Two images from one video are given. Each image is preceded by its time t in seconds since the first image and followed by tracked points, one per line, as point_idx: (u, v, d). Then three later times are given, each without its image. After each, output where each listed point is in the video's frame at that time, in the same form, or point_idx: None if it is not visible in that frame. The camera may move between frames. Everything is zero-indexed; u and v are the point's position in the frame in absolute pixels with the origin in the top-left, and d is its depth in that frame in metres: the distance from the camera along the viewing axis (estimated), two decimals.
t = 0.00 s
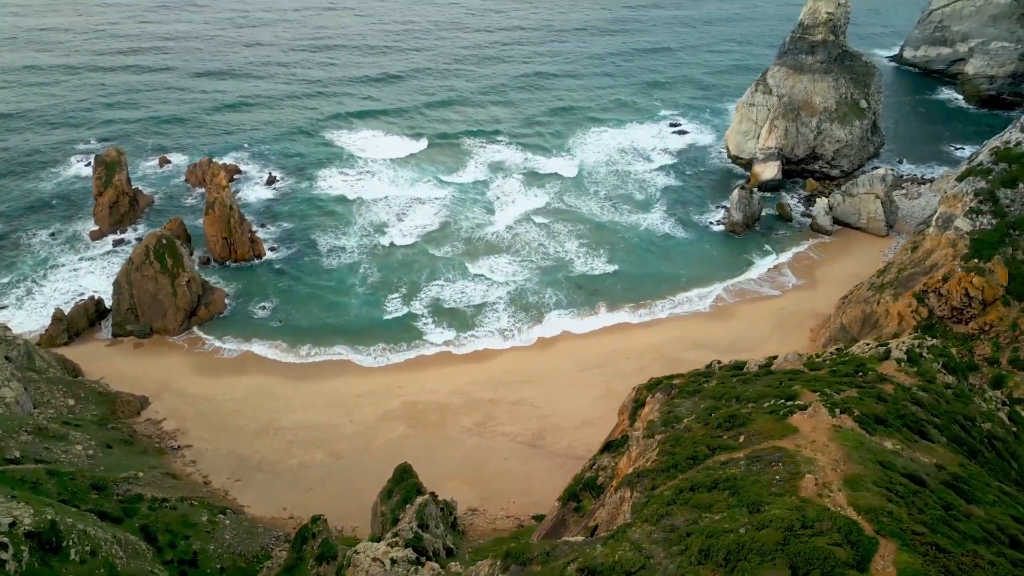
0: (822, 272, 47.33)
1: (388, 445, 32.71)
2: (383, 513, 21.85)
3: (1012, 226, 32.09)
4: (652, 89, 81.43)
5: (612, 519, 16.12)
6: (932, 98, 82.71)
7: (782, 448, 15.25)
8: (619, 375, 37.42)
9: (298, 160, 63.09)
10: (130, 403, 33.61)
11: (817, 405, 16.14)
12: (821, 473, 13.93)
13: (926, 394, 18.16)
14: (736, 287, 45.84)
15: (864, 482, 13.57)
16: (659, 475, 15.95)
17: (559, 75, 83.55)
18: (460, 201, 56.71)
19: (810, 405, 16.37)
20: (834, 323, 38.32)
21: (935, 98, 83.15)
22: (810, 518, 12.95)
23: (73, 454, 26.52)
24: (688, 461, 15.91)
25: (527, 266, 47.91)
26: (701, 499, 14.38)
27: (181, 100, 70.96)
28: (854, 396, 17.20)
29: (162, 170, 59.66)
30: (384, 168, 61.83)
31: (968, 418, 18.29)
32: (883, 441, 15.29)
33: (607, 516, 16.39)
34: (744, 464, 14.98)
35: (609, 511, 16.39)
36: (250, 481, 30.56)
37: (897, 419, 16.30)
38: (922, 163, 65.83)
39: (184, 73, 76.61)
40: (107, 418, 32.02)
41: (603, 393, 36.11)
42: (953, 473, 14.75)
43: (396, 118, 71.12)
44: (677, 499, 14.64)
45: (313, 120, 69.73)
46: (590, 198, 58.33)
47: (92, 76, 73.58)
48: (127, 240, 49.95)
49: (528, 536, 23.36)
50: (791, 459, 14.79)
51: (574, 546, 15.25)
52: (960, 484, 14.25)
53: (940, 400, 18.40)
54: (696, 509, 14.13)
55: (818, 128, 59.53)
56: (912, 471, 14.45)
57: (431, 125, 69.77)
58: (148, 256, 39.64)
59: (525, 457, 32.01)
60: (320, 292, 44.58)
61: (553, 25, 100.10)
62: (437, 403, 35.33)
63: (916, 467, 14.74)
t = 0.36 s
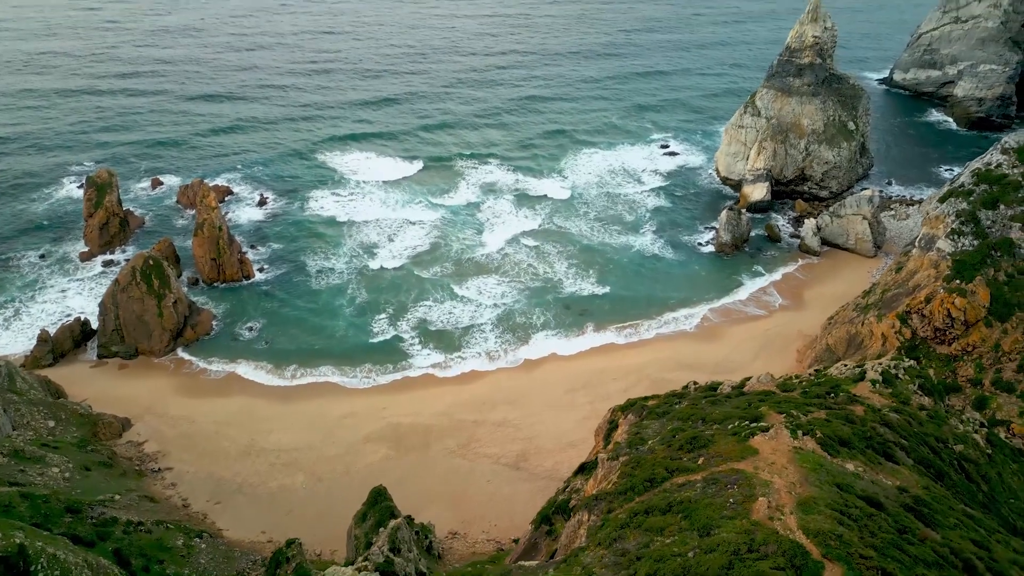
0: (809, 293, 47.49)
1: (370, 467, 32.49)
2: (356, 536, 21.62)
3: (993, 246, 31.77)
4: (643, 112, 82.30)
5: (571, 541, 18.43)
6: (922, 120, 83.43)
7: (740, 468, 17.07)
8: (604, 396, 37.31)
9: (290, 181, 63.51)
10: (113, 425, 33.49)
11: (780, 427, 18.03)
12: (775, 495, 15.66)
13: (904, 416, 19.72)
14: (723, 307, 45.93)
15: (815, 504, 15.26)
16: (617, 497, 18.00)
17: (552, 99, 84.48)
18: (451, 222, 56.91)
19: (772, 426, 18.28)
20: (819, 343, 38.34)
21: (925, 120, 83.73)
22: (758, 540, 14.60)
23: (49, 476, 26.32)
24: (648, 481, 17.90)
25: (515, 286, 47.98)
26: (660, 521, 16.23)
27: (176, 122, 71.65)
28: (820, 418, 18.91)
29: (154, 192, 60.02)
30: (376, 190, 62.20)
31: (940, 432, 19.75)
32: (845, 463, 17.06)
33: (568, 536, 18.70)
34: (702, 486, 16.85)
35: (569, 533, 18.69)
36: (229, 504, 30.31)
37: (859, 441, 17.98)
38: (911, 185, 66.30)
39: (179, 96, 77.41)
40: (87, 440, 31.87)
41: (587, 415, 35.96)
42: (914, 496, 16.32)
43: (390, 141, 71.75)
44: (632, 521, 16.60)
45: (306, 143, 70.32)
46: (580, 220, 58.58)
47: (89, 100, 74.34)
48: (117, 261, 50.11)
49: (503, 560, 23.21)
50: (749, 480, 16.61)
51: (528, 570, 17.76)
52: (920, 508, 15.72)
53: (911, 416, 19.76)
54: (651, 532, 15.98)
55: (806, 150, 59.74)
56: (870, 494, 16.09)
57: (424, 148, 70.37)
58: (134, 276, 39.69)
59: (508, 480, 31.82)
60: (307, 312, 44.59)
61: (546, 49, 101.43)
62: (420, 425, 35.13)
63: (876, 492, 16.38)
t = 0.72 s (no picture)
0: (797, 314, 47.63)
1: (352, 490, 32.29)
2: (329, 561, 21.31)
3: (975, 267, 31.53)
4: (635, 135, 83.12)
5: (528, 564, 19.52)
6: (912, 142, 84.07)
7: (699, 491, 17.54)
8: (590, 418, 37.22)
9: (283, 203, 63.91)
10: (94, 448, 33.23)
11: (741, 450, 18.68)
12: (729, 519, 16.09)
13: (875, 439, 20.11)
14: (711, 327, 45.99)
15: (767, 527, 15.66)
16: (573, 521, 18.68)
17: (545, 122, 85.37)
18: (442, 243, 57.11)
19: (734, 449, 18.91)
20: (806, 364, 38.24)
21: (915, 142, 84.22)
22: (705, 565, 14.93)
23: (24, 499, 26.03)
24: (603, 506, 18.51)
25: (503, 307, 47.99)
26: (612, 545, 16.66)
27: (171, 145, 72.27)
28: (787, 441, 19.57)
29: (146, 213, 60.34)
30: (368, 211, 62.56)
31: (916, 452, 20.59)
32: (807, 485, 17.61)
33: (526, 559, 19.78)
34: (658, 508, 17.35)
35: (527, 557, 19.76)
36: (208, 527, 29.97)
37: (824, 463, 18.52)
38: (900, 206, 66.63)
39: (175, 118, 78.25)
40: (66, 462, 31.62)
41: (572, 437, 35.78)
42: (875, 519, 16.64)
43: (382, 163, 72.27)
44: (584, 545, 17.06)
45: (300, 165, 70.90)
46: (570, 240, 58.81)
47: (85, 123, 75.10)
48: (106, 282, 50.19)
49: None
50: (705, 501, 17.04)
51: None
52: (879, 532, 16.04)
53: (886, 437, 20.53)
54: (600, 557, 16.38)
55: (795, 171, 60.03)
56: (826, 517, 16.43)
57: (416, 170, 70.97)
58: (120, 297, 39.71)
59: (490, 503, 31.58)
60: (294, 333, 44.52)
61: (541, 73, 102.63)
62: (403, 447, 34.92)
63: (834, 515, 16.72)
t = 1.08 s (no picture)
0: (784, 326, 47.83)
1: (334, 502, 32.27)
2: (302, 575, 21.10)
3: (957, 279, 31.37)
4: (627, 149, 83.55)
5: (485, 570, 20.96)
6: (903, 154, 84.50)
7: (654, 504, 17.78)
8: (574, 430, 37.38)
9: (274, 215, 64.10)
10: (75, 460, 33.06)
11: (702, 459, 19.54)
12: (680, 533, 16.30)
13: (846, 453, 20.99)
14: (698, 339, 46.33)
15: (718, 540, 15.96)
16: (528, 535, 19.45)
17: (538, 135, 85.90)
18: (432, 255, 57.25)
19: (696, 460, 19.61)
20: (792, 376, 38.24)
21: (906, 154, 84.55)
22: None
23: None
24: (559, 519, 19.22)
25: (491, 319, 47.98)
26: (563, 559, 16.94)
27: (164, 159, 72.60)
28: (752, 453, 20.20)
29: (137, 226, 60.46)
30: (359, 224, 62.78)
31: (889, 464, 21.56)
32: (767, 498, 18.11)
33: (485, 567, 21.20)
34: (614, 520, 17.70)
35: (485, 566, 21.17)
36: (188, 541, 29.77)
37: (787, 476, 19.08)
38: (890, 218, 66.85)
39: (169, 132, 78.67)
40: (46, 475, 31.42)
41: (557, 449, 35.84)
42: (834, 532, 17.07)
43: (375, 176, 72.59)
44: (536, 558, 17.51)
45: (292, 178, 71.25)
46: (560, 253, 58.96)
47: (78, 137, 75.42)
48: (94, 295, 50.14)
49: None
50: (658, 515, 17.21)
51: None
52: (835, 546, 16.40)
53: (863, 450, 21.61)
54: (551, 570, 16.71)
55: (784, 184, 60.45)
56: (782, 530, 16.74)
57: (409, 183, 71.36)
58: (106, 309, 39.67)
59: (472, 515, 31.54)
60: (281, 345, 44.48)
61: (535, 87, 103.35)
62: (387, 459, 34.95)
63: (790, 529, 17.00)
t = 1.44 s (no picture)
0: (772, 326, 48.31)
1: (317, 503, 32.35)
2: None
3: (939, 279, 31.33)
4: (620, 150, 83.61)
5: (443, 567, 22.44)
6: (895, 155, 84.54)
7: (611, 505, 18.52)
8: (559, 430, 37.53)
9: (265, 216, 64.11)
10: (58, 461, 33.01)
11: (661, 461, 20.35)
12: (631, 535, 16.94)
13: (820, 454, 22.00)
14: (685, 339, 46.91)
15: (667, 542, 16.52)
16: (484, 537, 20.37)
17: (531, 137, 85.98)
18: (421, 256, 57.31)
19: (657, 462, 20.41)
20: (777, 376, 38.31)
21: (898, 155, 84.60)
22: None
23: None
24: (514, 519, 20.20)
25: (479, 320, 47.93)
26: (512, 561, 17.55)
27: (156, 160, 72.60)
28: (718, 454, 21.06)
29: (127, 227, 60.43)
30: (350, 224, 62.84)
31: (862, 464, 22.62)
32: (726, 498, 18.84)
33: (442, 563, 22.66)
34: (567, 521, 18.45)
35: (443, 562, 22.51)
36: (169, 542, 29.72)
37: (751, 476, 19.80)
38: (881, 219, 66.88)
39: (162, 133, 78.69)
40: (28, 476, 31.35)
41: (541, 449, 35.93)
42: (791, 532, 17.63)
43: (367, 177, 72.72)
44: (487, 559, 18.18)
45: (284, 180, 71.31)
46: (550, 254, 59.00)
47: (70, 138, 75.40)
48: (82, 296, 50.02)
49: None
50: (611, 516, 17.95)
51: None
52: (790, 547, 16.92)
53: (833, 450, 22.55)
54: (500, 571, 17.30)
55: (774, 184, 60.68)
56: (737, 532, 17.23)
57: (400, 184, 71.45)
58: (91, 310, 39.65)
59: (453, 515, 31.64)
60: (268, 346, 44.55)
61: (529, 88, 103.48)
62: (371, 460, 35.03)
63: (746, 531, 17.48)
